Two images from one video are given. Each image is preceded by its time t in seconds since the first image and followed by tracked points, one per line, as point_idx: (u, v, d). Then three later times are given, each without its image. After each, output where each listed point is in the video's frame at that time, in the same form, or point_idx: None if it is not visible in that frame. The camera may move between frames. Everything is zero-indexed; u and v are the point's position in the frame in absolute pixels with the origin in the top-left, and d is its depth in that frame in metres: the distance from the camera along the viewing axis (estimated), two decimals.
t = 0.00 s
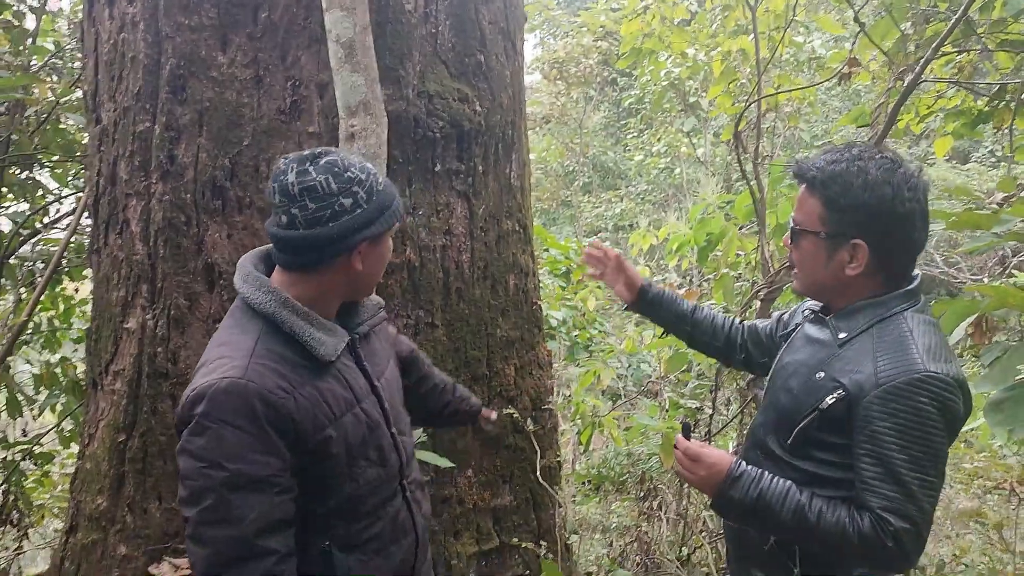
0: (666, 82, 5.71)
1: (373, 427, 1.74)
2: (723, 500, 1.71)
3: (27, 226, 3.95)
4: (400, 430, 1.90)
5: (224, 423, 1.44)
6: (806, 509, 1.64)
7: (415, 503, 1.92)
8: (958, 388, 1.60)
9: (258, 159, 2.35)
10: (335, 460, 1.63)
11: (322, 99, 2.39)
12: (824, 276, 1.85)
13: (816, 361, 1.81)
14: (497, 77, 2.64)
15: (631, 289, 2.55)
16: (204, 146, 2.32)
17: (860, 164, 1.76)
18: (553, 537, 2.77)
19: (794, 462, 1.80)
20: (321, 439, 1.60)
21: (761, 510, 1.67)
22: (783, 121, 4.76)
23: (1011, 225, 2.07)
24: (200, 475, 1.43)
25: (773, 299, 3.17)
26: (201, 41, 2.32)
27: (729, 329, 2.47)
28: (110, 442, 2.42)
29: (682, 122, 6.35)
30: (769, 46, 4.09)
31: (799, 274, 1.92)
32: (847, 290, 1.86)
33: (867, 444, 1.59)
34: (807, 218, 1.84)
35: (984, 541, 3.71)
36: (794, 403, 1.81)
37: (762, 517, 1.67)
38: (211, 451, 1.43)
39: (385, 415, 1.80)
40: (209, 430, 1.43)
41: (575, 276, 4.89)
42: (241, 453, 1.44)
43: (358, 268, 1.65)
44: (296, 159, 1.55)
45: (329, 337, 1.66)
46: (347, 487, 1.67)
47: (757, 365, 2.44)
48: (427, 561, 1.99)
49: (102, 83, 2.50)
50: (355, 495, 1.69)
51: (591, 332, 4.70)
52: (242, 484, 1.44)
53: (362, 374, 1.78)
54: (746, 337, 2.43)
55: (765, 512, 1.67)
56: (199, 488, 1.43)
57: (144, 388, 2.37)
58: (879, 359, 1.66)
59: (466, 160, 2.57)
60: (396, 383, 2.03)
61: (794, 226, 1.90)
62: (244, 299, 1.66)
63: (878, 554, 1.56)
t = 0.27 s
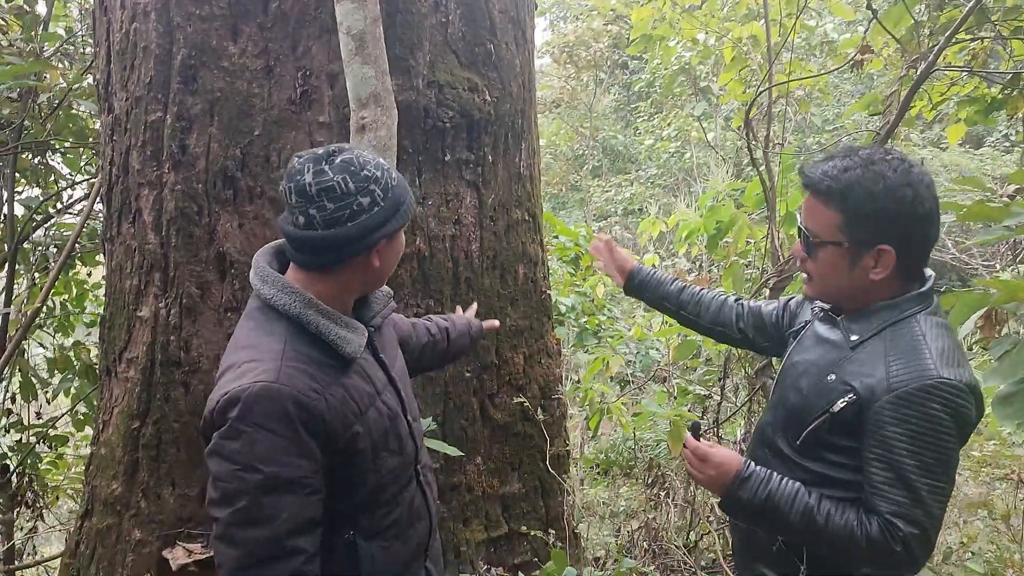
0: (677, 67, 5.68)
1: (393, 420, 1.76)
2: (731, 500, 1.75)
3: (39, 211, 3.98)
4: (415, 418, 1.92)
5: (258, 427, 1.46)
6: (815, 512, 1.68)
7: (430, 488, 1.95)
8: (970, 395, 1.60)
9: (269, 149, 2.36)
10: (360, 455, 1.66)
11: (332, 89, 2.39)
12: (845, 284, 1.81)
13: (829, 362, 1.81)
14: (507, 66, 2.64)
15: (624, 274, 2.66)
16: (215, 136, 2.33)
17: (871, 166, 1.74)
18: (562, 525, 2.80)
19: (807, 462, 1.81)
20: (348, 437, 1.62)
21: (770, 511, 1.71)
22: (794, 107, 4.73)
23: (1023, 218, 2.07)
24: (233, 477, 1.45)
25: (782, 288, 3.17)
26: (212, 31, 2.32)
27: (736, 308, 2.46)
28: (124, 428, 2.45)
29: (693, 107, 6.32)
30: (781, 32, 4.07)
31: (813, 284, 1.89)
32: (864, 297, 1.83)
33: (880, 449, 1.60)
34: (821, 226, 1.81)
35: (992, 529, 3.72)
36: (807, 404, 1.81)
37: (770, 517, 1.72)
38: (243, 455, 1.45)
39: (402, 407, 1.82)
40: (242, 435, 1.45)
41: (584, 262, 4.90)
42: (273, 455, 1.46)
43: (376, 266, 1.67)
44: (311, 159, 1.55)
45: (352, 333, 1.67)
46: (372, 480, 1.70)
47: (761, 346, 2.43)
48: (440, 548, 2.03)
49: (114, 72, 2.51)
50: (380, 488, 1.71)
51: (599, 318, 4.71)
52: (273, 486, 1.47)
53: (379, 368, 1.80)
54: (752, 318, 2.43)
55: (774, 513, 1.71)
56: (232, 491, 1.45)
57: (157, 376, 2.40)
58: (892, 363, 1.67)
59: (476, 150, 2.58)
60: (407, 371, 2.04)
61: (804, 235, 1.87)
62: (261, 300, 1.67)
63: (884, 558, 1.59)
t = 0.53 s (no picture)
0: (686, 53, 5.66)
1: (404, 411, 1.76)
2: (755, 501, 1.74)
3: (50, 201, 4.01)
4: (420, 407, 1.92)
5: (288, 431, 1.46)
6: (840, 511, 1.67)
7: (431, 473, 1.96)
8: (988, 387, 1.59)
9: (278, 143, 2.36)
10: (379, 449, 1.66)
11: (340, 82, 2.40)
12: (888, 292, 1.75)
13: (840, 364, 1.80)
14: (515, 57, 2.64)
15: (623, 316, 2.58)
16: (224, 130, 2.34)
17: (902, 170, 1.69)
18: (569, 514, 2.82)
19: (823, 464, 1.80)
20: (370, 432, 1.63)
21: (794, 511, 1.70)
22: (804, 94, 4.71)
23: None
24: (263, 480, 1.46)
25: (791, 277, 3.17)
26: (220, 25, 2.33)
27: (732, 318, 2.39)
28: (136, 420, 2.47)
29: (702, 93, 6.30)
30: (790, 19, 4.04)
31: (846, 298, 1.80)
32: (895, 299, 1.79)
33: (900, 450, 1.60)
34: (861, 238, 1.72)
35: (1000, 518, 3.72)
36: (821, 407, 1.80)
37: (794, 517, 1.71)
38: (274, 458, 1.46)
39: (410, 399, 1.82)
40: (274, 439, 1.46)
41: (592, 250, 4.90)
42: (303, 457, 1.47)
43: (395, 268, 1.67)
44: (330, 166, 1.55)
45: (367, 331, 1.68)
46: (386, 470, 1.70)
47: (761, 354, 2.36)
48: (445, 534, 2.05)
49: (123, 65, 2.52)
50: (393, 478, 1.72)
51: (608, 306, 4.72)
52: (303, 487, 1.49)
53: (388, 362, 1.80)
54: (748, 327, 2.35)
55: (798, 512, 1.70)
56: (263, 493, 1.47)
57: (168, 368, 2.42)
58: (908, 363, 1.66)
59: (484, 142, 2.58)
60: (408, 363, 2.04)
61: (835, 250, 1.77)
62: (277, 305, 1.67)
63: (911, 556, 1.58)
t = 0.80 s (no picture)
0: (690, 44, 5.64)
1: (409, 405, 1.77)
2: (775, 507, 1.73)
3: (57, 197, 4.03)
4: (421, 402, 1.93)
5: (306, 419, 1.47)
6: (861, 512, 1.67)
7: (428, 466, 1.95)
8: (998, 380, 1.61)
9: (282, 141, 2.37)
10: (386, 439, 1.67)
11: (343, 80, 2.40)
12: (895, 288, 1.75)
13: (849, 364, 1.80)
14: (518, 53, 2.64)
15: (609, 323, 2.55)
16: (228, 128, 2.35)
17: (914, 164, 1.69)
18: (575, 508, 2.83)
19: (837, 467, 1.81)
20: (380, 422, 1.64)
21: (815, 515, 1.70)
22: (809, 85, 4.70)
23: None
24: (283, 468, 1.45)
25: (796, 270, 3.17)
26: (224, 24, 2.33)
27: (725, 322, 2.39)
28: (144, 417, 2.49)
29: (707, 83, 6.28)
30: (794, 10, 4.03)
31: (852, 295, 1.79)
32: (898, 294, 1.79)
33: (917, 445, 1.61)
34: (873, 233, 1.71)
35: (1007, 509, 3.72)
36: (831, 407, 1.80)
37: (815, 521, 1.70)
38: (293, 446, 1.46)
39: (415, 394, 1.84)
40: (292, 427, 1.46)
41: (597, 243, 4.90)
42: (322, 443, 1.48)
43: (376, 272, 1.64)
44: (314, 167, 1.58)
45: (376, 326, 1.69)
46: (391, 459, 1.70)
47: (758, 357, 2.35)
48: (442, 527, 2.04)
49: (127, 65, 2.53)
50: (395, 468, 1.71)
51: (613, 299, 4.72)
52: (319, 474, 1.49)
53: (395, 358, 1.82)
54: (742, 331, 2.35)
55: (819, 517, 1.70)
56: (281, 482, 1.46)
57: (175, 366, 2.44)
58: (918, 359, 1.66)
59: (487, 138, 2.58)
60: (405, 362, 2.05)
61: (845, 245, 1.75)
62: (288, 296, 1.67)
63: (937, 553, 1.60)
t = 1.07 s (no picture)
0: (690, 39, 5.62)
1: (403, 402, 1.77)
2: (785, 506, 1.71)
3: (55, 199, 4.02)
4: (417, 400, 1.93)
5: (295, 406, 1.46)
6: (871, 510, 1.66)
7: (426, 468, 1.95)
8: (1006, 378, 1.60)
9: (278, 140, 2.36)
10: (379, 433, 1.67)
11: (339, 78, 2.39)
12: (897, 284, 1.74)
13: (857, 362, 1.78)
14: (515, 50, 2.62)
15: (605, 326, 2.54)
16: (224, 128, 2.34)
17: (915, 160, 1.67)
18: (575, 506, 2.82)
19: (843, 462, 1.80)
20: (372, 413, 1.63)
21: (824, 514, 1.69)
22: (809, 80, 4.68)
23: None
24: (273, 456, 1.45)
25: (797, 266, 3.16)
26: (218, 24, 2.33)
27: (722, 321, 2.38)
28: (143, 418, 2.49)
29: (707, 78, 6.26)
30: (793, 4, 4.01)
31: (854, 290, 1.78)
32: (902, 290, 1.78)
33: (925, 442, 1.60)
34: (871, 229, 1.70)
35: (1009, 503, 3.71)
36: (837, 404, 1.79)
37: (825, 520, 1.69)
38: (283, 433, 1.45)
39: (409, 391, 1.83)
40: (280, 413, 1.45)
41: (598, 239, 4.89)
42: (311, 431, 1.47)
43: (352, 262, 1.63)
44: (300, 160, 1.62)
45: (368, 318, 1.69)
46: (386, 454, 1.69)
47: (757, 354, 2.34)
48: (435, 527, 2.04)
49: (122, 65, 2.52)
50: (391, 463, 1.71)
51: (614, 295, 4.71)
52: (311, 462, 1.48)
53: (390, 353, 1.81)
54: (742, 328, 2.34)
55: (829, 515, 1.68)
56: (273, 470, 1.45)
57: (173, 367, 2.43)
58: (924, 356, 1.65)
59: (484, 135, 2.57)
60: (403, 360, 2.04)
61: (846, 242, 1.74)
62: (281, 289, 1.67)
63: (946, 550, 1.60)
